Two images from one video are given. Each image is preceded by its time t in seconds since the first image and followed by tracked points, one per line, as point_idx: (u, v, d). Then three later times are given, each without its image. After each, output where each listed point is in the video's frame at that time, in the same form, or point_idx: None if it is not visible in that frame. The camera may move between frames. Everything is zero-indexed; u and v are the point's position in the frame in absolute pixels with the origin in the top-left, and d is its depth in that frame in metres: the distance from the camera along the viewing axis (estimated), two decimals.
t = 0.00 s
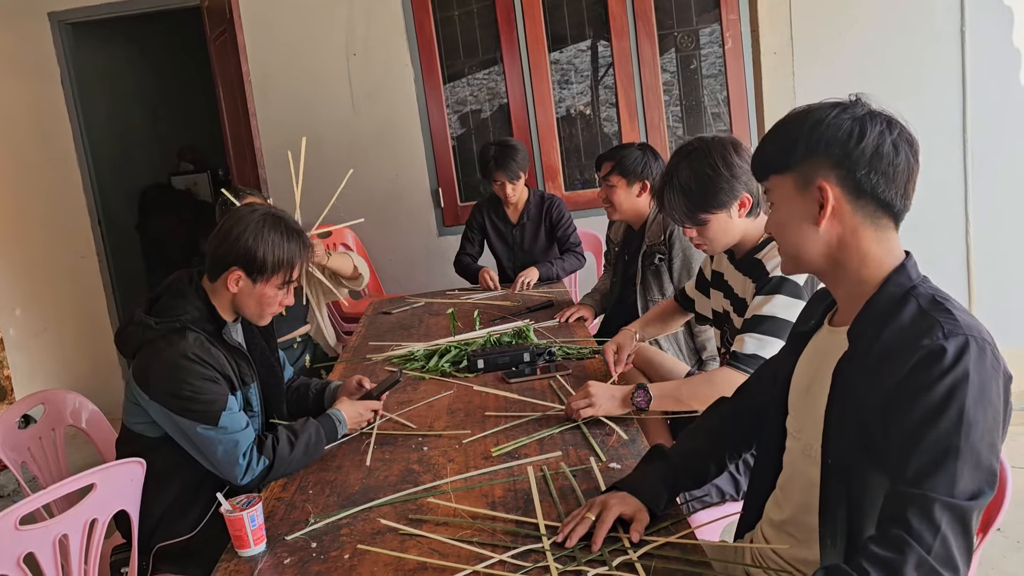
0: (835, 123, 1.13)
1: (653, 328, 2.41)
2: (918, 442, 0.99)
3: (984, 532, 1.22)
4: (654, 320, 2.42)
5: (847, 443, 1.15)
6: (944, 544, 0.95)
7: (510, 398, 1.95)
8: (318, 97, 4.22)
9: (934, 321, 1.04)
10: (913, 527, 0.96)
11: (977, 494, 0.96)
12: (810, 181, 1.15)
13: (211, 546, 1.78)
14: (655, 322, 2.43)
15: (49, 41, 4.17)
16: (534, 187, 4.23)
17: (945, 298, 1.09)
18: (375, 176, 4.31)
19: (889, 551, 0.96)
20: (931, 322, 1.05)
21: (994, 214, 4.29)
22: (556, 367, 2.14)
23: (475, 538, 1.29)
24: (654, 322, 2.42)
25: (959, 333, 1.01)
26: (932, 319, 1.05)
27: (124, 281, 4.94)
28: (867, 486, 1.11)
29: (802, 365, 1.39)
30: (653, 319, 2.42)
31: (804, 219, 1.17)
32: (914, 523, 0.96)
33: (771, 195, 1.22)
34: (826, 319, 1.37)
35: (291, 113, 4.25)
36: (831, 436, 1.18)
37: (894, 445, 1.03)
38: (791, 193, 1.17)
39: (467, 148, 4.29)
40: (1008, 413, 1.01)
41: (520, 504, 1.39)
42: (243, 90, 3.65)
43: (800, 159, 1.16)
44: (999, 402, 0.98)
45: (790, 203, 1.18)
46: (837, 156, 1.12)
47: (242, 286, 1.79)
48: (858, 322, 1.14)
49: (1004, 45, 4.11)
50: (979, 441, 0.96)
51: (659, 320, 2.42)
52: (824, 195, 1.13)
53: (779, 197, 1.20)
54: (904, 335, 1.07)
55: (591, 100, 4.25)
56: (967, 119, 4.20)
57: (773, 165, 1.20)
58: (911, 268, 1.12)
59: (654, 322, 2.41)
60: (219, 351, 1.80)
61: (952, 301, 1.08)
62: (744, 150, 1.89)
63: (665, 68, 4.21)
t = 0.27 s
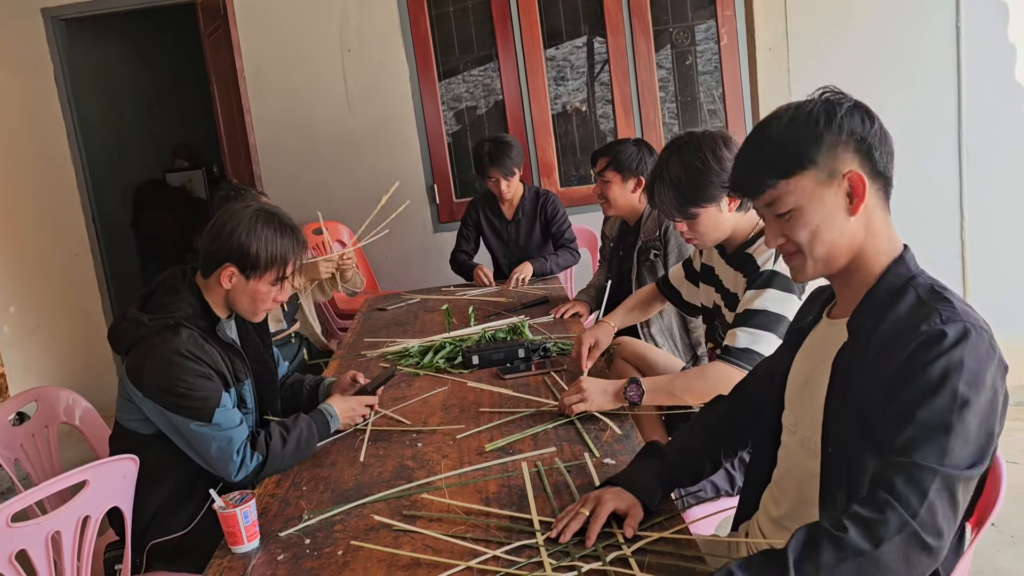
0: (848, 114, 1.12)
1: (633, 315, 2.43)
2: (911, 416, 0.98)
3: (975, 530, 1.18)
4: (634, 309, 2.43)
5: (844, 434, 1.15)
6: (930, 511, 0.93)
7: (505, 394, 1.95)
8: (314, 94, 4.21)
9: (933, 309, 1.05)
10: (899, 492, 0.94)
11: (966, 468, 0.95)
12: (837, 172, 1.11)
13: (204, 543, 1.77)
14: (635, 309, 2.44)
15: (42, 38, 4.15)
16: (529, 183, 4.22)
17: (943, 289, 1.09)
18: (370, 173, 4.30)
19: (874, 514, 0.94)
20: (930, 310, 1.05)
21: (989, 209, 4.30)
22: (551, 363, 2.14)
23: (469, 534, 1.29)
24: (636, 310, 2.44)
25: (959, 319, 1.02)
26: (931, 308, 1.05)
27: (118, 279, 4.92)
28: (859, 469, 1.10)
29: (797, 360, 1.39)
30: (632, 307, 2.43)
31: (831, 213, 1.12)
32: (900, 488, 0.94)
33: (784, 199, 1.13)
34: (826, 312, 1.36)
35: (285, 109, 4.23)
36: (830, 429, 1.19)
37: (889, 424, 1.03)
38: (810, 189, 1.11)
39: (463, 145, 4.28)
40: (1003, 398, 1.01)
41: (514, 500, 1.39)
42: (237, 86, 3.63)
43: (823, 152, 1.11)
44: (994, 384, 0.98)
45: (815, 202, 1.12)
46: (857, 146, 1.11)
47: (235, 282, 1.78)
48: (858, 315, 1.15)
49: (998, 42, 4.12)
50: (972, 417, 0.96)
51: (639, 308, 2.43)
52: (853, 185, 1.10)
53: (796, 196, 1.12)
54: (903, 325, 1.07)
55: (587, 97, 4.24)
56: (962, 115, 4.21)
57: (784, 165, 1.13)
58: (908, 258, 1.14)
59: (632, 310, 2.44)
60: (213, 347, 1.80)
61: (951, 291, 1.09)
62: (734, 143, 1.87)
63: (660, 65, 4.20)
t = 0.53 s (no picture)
0: (832, 114, 1.15)
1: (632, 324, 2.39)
2: (909, 410, 0.98)
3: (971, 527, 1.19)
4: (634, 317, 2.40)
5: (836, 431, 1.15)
6: (939, 511, 0.94)
7: (503, 391, 1.95)
8: (311, 91, 4.21)
9: (923, 305, 1.06)
10: (909, 489, 0.94)
11: (969, 465, 0.96)
12: (827, 169, 1.13)
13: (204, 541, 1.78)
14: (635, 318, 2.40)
15: (38, 35, 4.14)
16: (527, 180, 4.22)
17: (930, 284, 1.11)
18: (368, 170, 4.30)
19: (885, 513, 0.94)
20: (920, 305, 1.06)
21: (986, 205, 4.31)
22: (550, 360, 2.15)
23: (467, 531, 1.29)
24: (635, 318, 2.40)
25: (950, 314, 1.02)
26: (921, 303, 1.06)
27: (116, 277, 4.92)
28: (849, 464, 1.10)
29: (791, 356, 1.39)
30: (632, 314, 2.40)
31: (823, 210, 1.14)
32: (909, 486, 0.94)
33: (780, 198, 1.13)
34: (814, 310, 1.38)
35: (283, 107, 4.23)
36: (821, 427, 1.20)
37: (883, 421, 1.03)
38: (802, 187, 1.13)
39: (461, 142, 4.28)
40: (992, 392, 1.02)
41: (512, 496, 1.39)
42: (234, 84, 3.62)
43: (813, 150, 1.13)
44: (987, 381, 1.00)
45: (808, 199, 1.13)
46: (843, 144, 1.15)
47: (234, 280, 1.78)
48: (848, 311, 1.16)
49: (996, 38, 4.12)
50: (971, 412, 0.96)
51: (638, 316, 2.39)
52: (843, 181, 1.13)
53: (790, 195, 1.13)
54: (895, 321, 1.08)
55: (585, 94, 4.24)
56: (960, 111, 4.21)
57: (779, 164, 1.13)
58: (894, 254, 1.16)
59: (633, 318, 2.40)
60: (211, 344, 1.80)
61: (937, 286, 1.10)
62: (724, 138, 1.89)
63: (658, 62, 4.20)
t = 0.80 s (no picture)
0: (819, 116, 1.15)
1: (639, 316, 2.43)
2: (913, 408, 0.98)
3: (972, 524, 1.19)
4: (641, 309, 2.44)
5: (841, 434, 1.15)
6: (952, 505, 0.94)
7: (504, 389, 1.96)
8: (311, 90, 4.21)
9: (921, 305, 1.06)
10: (918, 485, 0.94)
11: (979, 459, 0.96)
12: (817, 172, 1.13)
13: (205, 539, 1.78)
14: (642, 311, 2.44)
15: (39, 34, 4.15)
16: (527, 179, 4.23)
17: (927, 283, 1.11)
18: (369, 169, 4.30)
19: (895, 509, 0.94)
20: (918, 305, 1.06)
21: (987, 203, 4.31)
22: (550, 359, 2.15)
23: (468, 529, 1.29)
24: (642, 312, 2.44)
25: (947, 312, 1.03)
26: (919, 303, 1.06)
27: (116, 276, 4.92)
28: (853, 467, 1.10)
29: (791, 355, 1.40)
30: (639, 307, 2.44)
31: (816, 213, 1.14)
32: (918, 482, 0.94)
33: (771, 203, 1.13)
34: (811, 312, 1.38)
35: (283, 106, 4.23)
36: (825, 429, 1.20)
37: (887, 422, 1.03)
38: (793, 191, 1.13)
39: (461, 141, 4.28)
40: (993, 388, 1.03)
41: (513, 494, 1.39)
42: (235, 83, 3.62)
43: (801, 152, 1.13)
44: (988, 375, 1.00)
45: (801, 204, 1.13)
46: (831, 145, 1.15)
47: (234, 279, 1.78)
48: (847, 311, 1.17)
49: (995, 36, 4.12)
50: (975, 407, 0.97)
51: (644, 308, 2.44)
52: (833, 183, 1.13)
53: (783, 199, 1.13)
54: (894, 321, 1.08)
55: (585, 93, 4.24)
56: (960, 109, 4.21)
57: (767, 169, 1.13)
58: (889, 254, 1.16)
59: (640, 310, 2.44)
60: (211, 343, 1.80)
61: (934, 284, 1.11)
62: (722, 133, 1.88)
63: (658, 60, 4.20)
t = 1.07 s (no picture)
0: (811, 119, 1.16)
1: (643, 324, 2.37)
2: (931, 411, 0.98)
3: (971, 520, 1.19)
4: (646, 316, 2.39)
5: (845, 436, 1.15)
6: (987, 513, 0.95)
7: (506, 388, 1.96)
8: (312, 90, 4.21)
9: (922, 306, 1.06)
10: (956, 490, 0.94)
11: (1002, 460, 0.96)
12: (811, 175, 1.13)
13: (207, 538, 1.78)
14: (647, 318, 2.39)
15: (39, 34, 4.15)
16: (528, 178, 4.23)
17: (926, 284, 1.11)
18: (370, 168, 4.31)
19: (931, 512, 0.94)
20: (919, 306, 1.07)
21: (988, 203, 4.31)
22: (551, 359, 2.15)
23: (471, 527, 1.30)
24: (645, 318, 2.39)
25: (950, 314, 1.03)
26: (919, 304, 1.07)
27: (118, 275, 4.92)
28: (859, 468, 1.11)
29: (792, 354, 1.40)
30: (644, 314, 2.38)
31: (813, 215, 1.14)
32: (952, 487, 0.95)
33: (767, 207, 1.14)
34: (811, 313, 1.38)
35: (284, 105, 4.24)
36: (827, 431, 1.20)
37: (902, 427, 1.02)
38: (788, 195, 1.13)
39: (462, 140, 4.28)
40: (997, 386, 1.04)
41: (516, 493, 1.40)
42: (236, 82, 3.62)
43: (795, 156, 1.13)
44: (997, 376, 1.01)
45: (796, 207, 1.13)
46: (825, 147, 1.15)
47: (236, 277, 1.78)
48: (847, 312, 1.17)
49: (996, 36, 4.13)
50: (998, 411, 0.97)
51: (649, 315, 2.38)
52: (828, 185, 1.13)
53: (778, 202, 1.13)
54: (895, 321, 1.08)
55: (586, 92, 4.24)
56: (960, 109, 4.21)
57: (760, 173, 1.14)
58: (889, 254, 1.16)
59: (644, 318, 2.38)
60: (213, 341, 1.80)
61: (930, 283, 1.11)
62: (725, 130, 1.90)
63: (660, 60, 4.20)
